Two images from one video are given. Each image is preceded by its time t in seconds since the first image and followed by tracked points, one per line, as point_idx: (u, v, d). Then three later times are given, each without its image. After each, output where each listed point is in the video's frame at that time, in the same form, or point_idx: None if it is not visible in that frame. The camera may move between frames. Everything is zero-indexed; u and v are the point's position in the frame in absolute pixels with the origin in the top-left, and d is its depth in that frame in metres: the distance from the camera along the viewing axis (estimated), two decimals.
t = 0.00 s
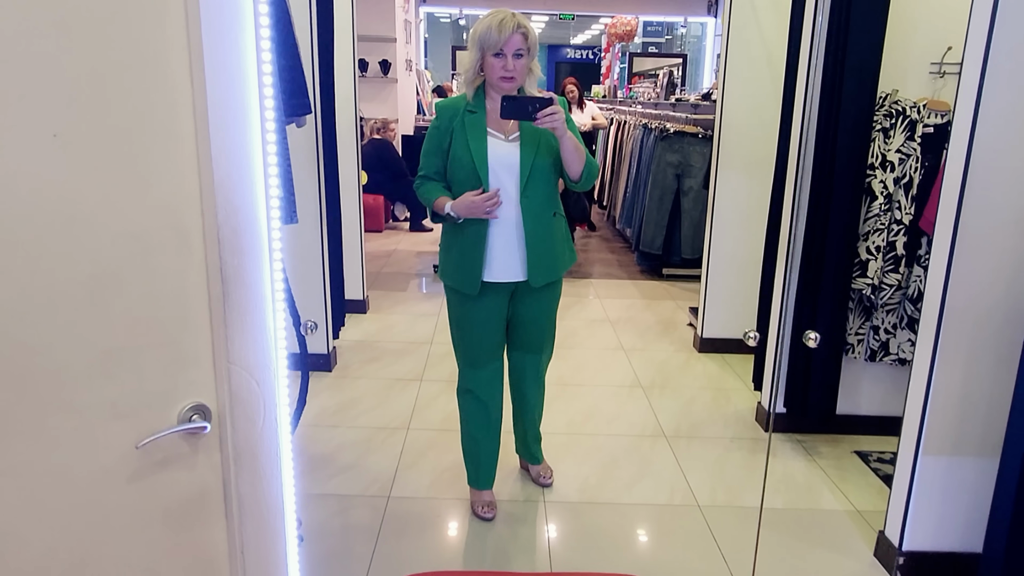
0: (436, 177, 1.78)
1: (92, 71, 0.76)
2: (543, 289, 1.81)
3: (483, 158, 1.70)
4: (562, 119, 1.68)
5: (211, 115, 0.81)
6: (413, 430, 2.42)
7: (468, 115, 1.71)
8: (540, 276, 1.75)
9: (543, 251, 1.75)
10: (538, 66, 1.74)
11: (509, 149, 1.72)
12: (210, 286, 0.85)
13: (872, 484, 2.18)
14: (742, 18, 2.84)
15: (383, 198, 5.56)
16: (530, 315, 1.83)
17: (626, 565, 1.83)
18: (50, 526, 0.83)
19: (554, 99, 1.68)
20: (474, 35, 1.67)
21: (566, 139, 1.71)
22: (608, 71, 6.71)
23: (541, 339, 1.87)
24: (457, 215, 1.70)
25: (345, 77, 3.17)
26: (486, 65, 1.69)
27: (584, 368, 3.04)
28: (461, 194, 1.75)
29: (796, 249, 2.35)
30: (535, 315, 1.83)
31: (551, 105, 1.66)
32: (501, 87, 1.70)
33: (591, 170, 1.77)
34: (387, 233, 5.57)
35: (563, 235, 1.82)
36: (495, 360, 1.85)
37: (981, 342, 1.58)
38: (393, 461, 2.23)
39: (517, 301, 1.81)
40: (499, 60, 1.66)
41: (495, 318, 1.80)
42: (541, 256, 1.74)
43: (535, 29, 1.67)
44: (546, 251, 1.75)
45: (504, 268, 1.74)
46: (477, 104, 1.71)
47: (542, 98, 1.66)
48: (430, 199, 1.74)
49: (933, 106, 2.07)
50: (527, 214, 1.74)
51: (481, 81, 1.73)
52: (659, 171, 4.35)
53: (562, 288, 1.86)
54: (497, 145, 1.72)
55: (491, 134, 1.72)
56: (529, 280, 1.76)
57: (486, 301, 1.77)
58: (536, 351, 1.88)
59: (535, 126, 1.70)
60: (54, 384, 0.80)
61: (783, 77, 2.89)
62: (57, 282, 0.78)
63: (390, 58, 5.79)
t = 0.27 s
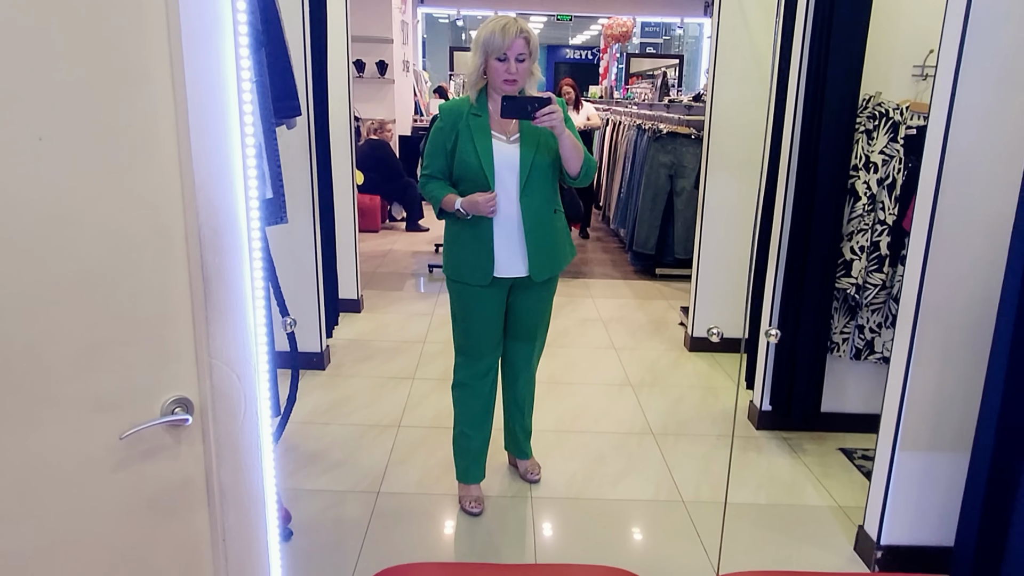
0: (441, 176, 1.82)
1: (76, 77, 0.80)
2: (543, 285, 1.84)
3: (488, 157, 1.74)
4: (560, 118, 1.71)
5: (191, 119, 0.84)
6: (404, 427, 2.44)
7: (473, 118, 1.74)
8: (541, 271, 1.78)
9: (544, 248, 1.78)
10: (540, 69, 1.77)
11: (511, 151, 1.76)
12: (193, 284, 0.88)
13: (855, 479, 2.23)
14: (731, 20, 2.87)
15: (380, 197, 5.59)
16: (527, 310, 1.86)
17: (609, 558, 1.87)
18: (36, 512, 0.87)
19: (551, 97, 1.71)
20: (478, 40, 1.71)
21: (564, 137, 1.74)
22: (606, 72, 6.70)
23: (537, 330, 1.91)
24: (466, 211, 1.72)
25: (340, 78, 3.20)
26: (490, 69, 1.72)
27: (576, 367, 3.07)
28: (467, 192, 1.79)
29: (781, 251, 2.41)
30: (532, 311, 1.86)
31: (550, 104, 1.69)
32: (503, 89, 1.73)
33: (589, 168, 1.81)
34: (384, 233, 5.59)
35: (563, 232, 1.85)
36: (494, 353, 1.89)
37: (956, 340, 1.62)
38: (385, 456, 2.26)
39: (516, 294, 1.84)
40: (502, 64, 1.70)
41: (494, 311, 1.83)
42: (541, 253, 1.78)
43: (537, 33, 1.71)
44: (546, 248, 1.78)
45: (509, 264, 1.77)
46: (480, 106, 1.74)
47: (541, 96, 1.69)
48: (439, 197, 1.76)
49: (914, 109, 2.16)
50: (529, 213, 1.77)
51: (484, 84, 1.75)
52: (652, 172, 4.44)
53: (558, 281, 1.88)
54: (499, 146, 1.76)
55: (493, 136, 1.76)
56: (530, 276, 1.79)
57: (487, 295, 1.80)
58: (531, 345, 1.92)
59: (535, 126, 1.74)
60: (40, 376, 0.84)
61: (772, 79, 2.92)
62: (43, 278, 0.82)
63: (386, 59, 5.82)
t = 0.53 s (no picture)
0: (443, 168, 1.85)
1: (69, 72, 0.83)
2: (539, 278, 1.86)
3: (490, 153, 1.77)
4: (559, 116, 1.73)
5: (182, 113, 0.86)
6: (398, 421, 2.47)
7: (478, 117, 1.77)
8: (536, 265, 1.80)
9: (542, 243, 1.81)
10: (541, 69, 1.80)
11: (510, 146, 1.78)
12: (183, 272, 0.91)
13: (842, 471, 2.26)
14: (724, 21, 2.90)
15: (377, 196, 5.61)
16: (526, 301, 1.88)
17: (600, 549, 1.89)
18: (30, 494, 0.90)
19: (550, 96, 1.73)
20: (481, 41, 1.73)
21: (564, 133, 1.76)
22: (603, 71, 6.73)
23: (536, 321, 1.93)
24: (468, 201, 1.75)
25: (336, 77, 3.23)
26: (493, 69, 1.75)
27: (570, 363, 3.10)
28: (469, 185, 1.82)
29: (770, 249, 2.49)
30: (530, 302, 1.89)
31: (547, 102, 1.72)
32: (506, 89, 1.76)
33: (589, 163, 1.83)
34: (381, 231, 5.62)
35: (562, 228, 1.87)
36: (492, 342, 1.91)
37: (938, 333, 1.65)
38: (378, 450, 2.28)
39: (513, 285, 1.87)
40: (505, 65, 1.72)
41: (492, 299, 1.85)
42: (539, 247, 1.80)
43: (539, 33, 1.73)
44: (544, 243, 1.81)
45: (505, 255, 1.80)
46: (484, 105, 1.77)
47: (539, 95, 1.72)
48: (440, 187, 1.80)
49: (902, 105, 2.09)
50: (529, 207, 1.80)
51: (486, 84, 1.78)
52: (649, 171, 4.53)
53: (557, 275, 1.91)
54: (498, 143, 1.79)
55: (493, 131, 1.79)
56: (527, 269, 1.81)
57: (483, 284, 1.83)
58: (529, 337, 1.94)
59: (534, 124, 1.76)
60: (34, 362, 0.87)
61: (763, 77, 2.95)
62: (37, 266, 0.85)
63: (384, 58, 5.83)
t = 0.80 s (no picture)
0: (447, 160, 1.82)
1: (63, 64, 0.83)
2: (534, 275, 1.87)
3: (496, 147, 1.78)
4: (559, 115, 1.75)
5: (175, 105, 0.87)
6: (395, 418, 2.47)
7: (482, 109, 1.78)
8: (530, 261, 1.81)
9: (537, 238, 1.82)
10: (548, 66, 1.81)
11: (513, 141, 1.79)
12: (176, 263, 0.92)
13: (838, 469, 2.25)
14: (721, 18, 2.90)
15: (376, 194, 5.61)
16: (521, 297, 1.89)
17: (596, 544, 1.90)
18: (25, 480, 0.91)
19: (551, 95, 1.75)
20: (488, 38, 1.74)
21: (564, 133, 1.77)
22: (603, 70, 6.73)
23: (531, 319, 1.93)
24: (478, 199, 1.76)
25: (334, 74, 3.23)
26: (498, 65, 1.76)
27: (567, 360, 3.10)
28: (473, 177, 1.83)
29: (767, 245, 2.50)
30: (525, 298, 1.89)
31: (548, 102, 1.73)
32: (511, 86, 1.77)
33: (590, 163, 1.83)
34: (381, 229, 5.62)
35: (559, 225, 1.87)
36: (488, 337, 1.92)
37: (931, 327, 1.65)
38: (375, 446, 2.29)
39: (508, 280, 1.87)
40: (510, 61, 1.73)
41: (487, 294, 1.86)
42: (534, 243, 1.81)
43: (545, 32, 1.74)
44: (540, 239, 1.82)
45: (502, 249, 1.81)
46: (489, 97, 1.78)
47: (540, 95, 1.74)
48: (450, 181, 1.78)
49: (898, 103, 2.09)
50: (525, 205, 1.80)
51: (492, 79, 1.79)
52: (647, 168, 4.53)
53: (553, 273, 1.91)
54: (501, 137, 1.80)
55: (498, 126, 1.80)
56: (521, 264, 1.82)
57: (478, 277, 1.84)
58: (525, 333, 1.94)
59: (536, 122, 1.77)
60: (29, 350, 0.88)
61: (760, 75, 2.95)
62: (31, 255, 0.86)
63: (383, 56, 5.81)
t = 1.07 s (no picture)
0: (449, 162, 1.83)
1: (68, 68, 0.82)
2: (537, 280, 1.84)
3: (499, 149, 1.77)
4: (561, 116, 1.73)
5: (184, 108, 0.85)
6: (401, 422, 2.45)
7: (484, 109, 1.76)
8: (533, 265, 1.79)
9: (542, 243, 1.80)
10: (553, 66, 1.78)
11: (516, 143, 1.77)
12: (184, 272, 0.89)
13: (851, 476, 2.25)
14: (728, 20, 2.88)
15: (380, 195, 5.59)
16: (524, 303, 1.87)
17: (605, 551, 1.87)
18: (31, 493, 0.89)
19: (554, 97, 1.73)
20: (491, 35, 1.72)
21: (567, 134, 1.75)
22: (606, 71, 6.72)
23: (533, 324, 1.91)
24: (484, 192, 1.74)
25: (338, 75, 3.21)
26: (501, 64, 1.74)
27: (573, 363, 3.08)
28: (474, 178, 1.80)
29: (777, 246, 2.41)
30: (527, 303, 1.87)
31: (551, 102, 1.71)
32: (514, 86, 1.75)
33: (595, 165, 1.82)
34: (384, 231, 5.60)
35: (563, 229, 1.85)
36: (492, 343, 1.89)
37: (947, 332, 1.63)
38: (381, 451, 2.26)
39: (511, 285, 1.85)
40: (512, 61, 1.71)
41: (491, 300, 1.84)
42: (537, 247, 1.79)
43: (548, 31, 1.71)
44: (543, 243, 1.79)
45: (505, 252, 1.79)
46: (491, 98, 1.77)
47: (542, 95, 1.72)
48: (452, 181, 1.77)
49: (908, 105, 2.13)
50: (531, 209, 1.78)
51: (495, 78, 1.77)
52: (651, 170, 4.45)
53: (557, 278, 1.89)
54: (504, 139, 1.78)
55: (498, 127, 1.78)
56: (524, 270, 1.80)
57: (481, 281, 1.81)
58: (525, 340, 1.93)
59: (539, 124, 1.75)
60: (34, 361, 0.86)
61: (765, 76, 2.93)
62: (37, 263, 0.84)
63: (386, 57, 5.71)
